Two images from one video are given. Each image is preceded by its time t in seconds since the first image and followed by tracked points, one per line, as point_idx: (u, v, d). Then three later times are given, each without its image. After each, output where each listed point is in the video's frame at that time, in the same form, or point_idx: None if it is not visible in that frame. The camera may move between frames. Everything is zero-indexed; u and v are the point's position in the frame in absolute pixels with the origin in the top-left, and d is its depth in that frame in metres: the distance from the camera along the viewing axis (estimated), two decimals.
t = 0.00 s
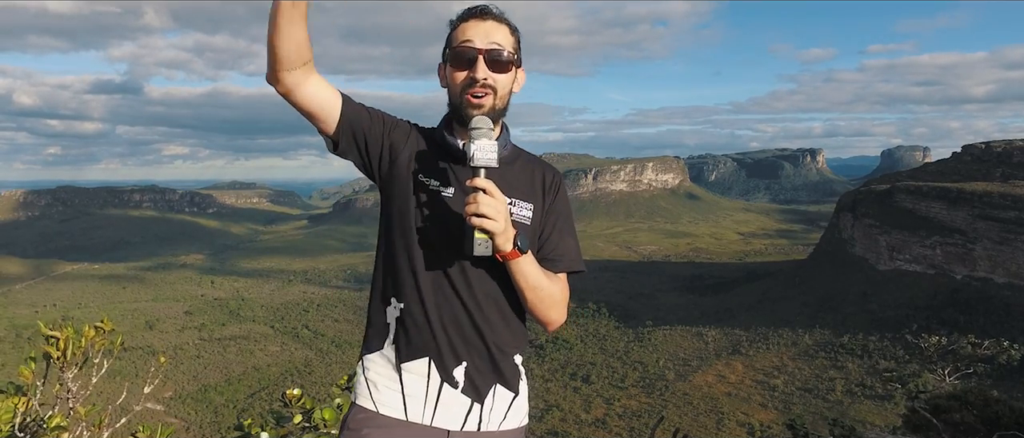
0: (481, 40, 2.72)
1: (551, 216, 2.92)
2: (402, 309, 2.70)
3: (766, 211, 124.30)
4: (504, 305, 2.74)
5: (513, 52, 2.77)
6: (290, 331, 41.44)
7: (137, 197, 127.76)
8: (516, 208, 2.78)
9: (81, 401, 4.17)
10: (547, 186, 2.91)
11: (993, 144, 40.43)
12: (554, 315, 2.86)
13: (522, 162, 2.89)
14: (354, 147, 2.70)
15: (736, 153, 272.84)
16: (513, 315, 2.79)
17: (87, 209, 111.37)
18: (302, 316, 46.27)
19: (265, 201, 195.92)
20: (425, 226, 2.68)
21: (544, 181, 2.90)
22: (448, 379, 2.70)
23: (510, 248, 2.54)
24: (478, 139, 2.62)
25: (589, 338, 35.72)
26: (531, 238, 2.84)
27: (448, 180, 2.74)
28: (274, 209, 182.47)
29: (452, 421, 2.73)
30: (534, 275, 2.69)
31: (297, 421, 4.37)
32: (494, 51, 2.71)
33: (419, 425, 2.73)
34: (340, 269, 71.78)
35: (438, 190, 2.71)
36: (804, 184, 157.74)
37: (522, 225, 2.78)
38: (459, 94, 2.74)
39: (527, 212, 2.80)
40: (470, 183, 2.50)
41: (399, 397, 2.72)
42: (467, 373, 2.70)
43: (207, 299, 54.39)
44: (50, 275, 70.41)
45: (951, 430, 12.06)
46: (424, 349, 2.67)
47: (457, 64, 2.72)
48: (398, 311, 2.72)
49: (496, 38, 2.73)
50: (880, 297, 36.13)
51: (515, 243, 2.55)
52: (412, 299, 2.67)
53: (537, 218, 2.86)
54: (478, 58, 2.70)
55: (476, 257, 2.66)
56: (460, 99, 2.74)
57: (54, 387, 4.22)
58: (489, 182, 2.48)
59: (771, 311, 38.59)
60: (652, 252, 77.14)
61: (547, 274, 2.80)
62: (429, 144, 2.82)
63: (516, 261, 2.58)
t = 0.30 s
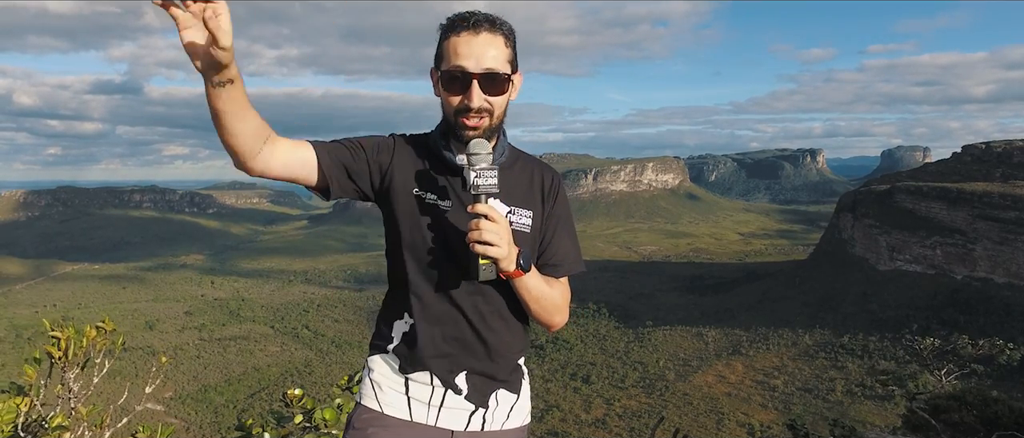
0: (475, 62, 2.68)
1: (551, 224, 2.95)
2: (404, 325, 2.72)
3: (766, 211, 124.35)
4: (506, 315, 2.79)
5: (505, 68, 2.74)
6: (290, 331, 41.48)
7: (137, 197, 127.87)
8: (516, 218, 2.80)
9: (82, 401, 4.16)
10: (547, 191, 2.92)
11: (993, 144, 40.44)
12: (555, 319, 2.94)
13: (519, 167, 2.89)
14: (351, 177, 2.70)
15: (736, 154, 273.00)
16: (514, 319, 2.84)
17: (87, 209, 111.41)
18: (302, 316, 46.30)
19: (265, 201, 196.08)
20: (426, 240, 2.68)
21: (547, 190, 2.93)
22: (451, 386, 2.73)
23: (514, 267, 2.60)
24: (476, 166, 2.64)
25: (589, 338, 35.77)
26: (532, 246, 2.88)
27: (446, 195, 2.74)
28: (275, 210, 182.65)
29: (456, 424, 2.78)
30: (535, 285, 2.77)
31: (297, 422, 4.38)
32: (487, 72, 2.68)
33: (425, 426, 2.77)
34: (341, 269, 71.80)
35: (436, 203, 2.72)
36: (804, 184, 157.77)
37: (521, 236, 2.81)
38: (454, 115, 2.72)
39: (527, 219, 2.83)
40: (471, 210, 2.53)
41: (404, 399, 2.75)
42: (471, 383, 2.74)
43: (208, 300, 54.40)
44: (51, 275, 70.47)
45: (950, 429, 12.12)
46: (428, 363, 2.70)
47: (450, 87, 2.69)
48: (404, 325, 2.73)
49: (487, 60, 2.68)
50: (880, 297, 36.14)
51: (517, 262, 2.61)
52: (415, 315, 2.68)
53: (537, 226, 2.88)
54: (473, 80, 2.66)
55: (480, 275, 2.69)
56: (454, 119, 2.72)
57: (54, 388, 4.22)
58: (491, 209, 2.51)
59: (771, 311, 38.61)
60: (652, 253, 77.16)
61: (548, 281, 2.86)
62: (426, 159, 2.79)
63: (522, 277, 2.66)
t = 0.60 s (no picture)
0: (502, 63, 2.82)
1: (560, 222, 3.04)
2: (422, 328, 2.70)
3: (766, 212, 124.25)
4: (521, 310, 2.87)
5: (531, 71, 2.90)
6: (290, 331, 41.52)
7: (137, 197, 128.01)
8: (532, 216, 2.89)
9: (82, 400, 4.16)
10: (552, 192, 3.01)
11: (993, 144, 40.41)
12: (564, 312, 3.05)
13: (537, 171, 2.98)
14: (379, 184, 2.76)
15: (736, 154, 272.87)
16: (526, 314, 2.89)
17: (87, 209, 111.70)
18: (302, 316, 46.30)
19: (265, 201, 196.20)
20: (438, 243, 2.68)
21: (552, 187, 3.01)
22: (470, 379, 2.73)
23: (536, 262, 2.74)
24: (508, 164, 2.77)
25: (589, 338, 35.76)
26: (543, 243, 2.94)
27: (465, 194, 2.81)
28: (275, 210, 182.69)
29: (475, 418, 2.77)
30: (550, 280, 2.88)
31: (297, 422, 4.36)
32: (512, 74, 2.83)
33: (444, 423, 2.78)
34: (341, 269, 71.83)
35: (451, 210, 2.75)
36: (804, 184, 157.84)
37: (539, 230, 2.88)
38: (475, 114, 2.85)
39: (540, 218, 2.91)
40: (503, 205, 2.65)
41: (422, 397, 2.75)
42: (489, 379, 2.75)
43: (208, 300, 54.44)
44: (50, 275, 70.54)
45: (950, 429, 12.03)
46: (447, 362, 2.70)
47: (476, 83, 2.82)
48: (418, 332, 2.71)
49: (514, 62, 2.83)
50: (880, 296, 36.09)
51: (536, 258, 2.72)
52: (435, 319, 2.68)
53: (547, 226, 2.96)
54: (500, 79, 2.80)
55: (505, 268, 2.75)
56: (477, 118, 2.84)
57: (54, 388, 4.22)
58: (520, 204, 2.64)
59: (771, 311, 38.61)
60: (652, 252, 77.19)
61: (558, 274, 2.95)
62: (446, 159, 2.87)
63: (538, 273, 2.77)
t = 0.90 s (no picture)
0: (526, 64, 2.84)
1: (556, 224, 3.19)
2: (437, 326, 2.73)
3: (765, 212, 124.31)
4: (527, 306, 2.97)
5: (553, 77, 2.92)
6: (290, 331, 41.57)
7: (137, 197, 128.16)
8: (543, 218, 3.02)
9: (81, 401, 4.15)
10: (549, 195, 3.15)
11: (993, 144, 40.43)
12: (556, 311, 3.18)
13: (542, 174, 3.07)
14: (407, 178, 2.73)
15: (736, 154, 272.96)
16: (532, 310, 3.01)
17: (87, 209, 111.80)
18: (302, 316, 46.30)
19: (265, 201, 196.34)
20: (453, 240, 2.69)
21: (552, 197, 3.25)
22: (484, 376, 2.77)
23: (549, 257, 2.98)
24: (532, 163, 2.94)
25: (589, 338, 35.80)
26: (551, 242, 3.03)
27: (481, 193, 2.84)
28: (275, 210, 182.79)
29: (488, 413, 2.82)
30: (553, 280, 3.06)
31: (297, 422, 4.38)
32: (537, 76, 2.84)
33: (459, 420, 2.80)
34: (341, 269, 71.90)
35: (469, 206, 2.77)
36: (804, 184, 157.92)
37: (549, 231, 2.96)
38: (496, 109, 2.83)
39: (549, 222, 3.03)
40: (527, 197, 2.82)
41: (439, 395, 2.76)
42: (504, 376, 2.81)
43: (208, 300, 54.47)
44: (50, 275, 70.62)
45: (950, 430, 12.05)
46: (467, 358, 2.73)
47: (500, 80, 2.81)
48: (434, 329, 2.73)
49: (539, 65, 2.85)
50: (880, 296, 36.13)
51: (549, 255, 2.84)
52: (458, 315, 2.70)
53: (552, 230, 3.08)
54: (524, 78, 2.81)
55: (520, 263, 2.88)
56: (497, 113, 2.81)
57: (54, 388, 4.21)
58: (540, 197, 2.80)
59: (771, 311, 38.64)
60: (652, 253, 77.29)
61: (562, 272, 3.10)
62: (465, 156, 2.86)
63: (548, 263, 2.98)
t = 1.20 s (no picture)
0: (542, 78, 2.79)
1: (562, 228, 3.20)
2: (442, 326, 2.70)
3: (765, 212, 124.41)
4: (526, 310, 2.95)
5: (568, 92, 2.87)
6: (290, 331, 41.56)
7: (137, 198, 128.22)
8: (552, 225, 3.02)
9: (80, 402, 4.14)
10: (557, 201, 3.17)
11: (993, 144, 40.45)
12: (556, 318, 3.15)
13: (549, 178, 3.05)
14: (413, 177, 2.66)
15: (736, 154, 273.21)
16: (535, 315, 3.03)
17: (87, 209, 111.92)
18: (302, 316, 46.28)
19: (265, 202, 196.47)
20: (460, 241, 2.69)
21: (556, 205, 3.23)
22: (485, 379, 2.77)
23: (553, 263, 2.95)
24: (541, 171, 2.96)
25: (589, 338, 35.78)
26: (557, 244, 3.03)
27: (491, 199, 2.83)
28: (275, 210, 182.77)
29: (488, 416, 2.81)
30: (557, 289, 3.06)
31: (297, 423, 4.37)
32: (553, 91, 2.79)
33: (459, 422, 2.79)
34: (341, 269, 71.92)
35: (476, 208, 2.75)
36: (804, 184, 158.00)
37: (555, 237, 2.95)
38: (509, 120, 2.79)
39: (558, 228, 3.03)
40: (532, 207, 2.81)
41: (438, 397, 2.74)
42: (504, 378, 2.81)
43: (208, 300, 54.48)
44: (50, 275, 70.66)
45: (951, 430, 12.01)
46: (468, 360, 2.72)
47: (516, 92, 2.76)
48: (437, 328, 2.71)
49: (556, 80, 2.80)
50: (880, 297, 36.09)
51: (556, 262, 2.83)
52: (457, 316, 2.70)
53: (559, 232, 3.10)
54: (540, 96, 2.76)
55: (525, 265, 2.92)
56: (511, 127, 2.80)
57: (53, 390, 4.21)
58: (548, 207, 2.81)
59: (771, 311, 38.63)
60: (652, 253, 77.32)
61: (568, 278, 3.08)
62: (471, 160, 2.83)
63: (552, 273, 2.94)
